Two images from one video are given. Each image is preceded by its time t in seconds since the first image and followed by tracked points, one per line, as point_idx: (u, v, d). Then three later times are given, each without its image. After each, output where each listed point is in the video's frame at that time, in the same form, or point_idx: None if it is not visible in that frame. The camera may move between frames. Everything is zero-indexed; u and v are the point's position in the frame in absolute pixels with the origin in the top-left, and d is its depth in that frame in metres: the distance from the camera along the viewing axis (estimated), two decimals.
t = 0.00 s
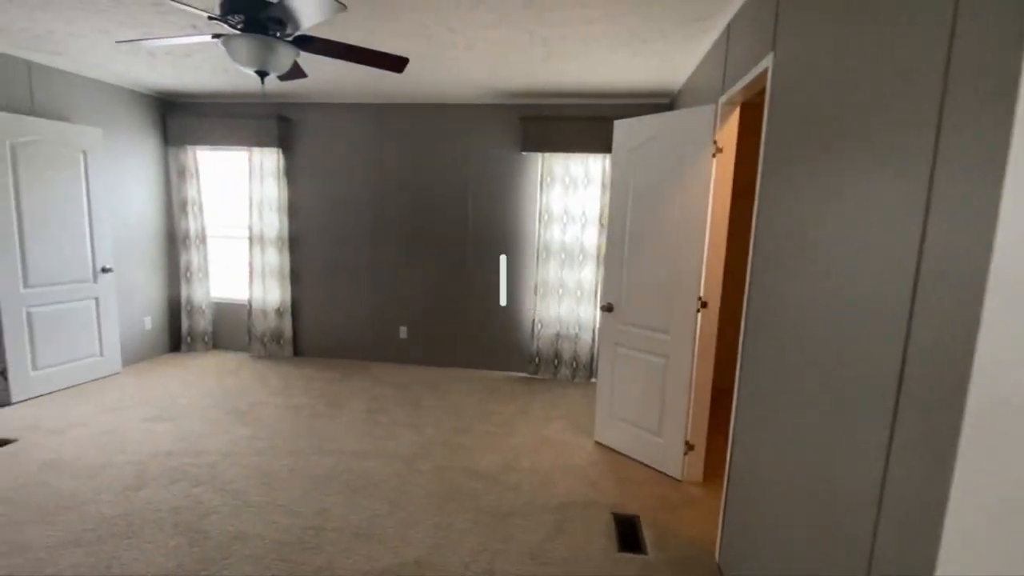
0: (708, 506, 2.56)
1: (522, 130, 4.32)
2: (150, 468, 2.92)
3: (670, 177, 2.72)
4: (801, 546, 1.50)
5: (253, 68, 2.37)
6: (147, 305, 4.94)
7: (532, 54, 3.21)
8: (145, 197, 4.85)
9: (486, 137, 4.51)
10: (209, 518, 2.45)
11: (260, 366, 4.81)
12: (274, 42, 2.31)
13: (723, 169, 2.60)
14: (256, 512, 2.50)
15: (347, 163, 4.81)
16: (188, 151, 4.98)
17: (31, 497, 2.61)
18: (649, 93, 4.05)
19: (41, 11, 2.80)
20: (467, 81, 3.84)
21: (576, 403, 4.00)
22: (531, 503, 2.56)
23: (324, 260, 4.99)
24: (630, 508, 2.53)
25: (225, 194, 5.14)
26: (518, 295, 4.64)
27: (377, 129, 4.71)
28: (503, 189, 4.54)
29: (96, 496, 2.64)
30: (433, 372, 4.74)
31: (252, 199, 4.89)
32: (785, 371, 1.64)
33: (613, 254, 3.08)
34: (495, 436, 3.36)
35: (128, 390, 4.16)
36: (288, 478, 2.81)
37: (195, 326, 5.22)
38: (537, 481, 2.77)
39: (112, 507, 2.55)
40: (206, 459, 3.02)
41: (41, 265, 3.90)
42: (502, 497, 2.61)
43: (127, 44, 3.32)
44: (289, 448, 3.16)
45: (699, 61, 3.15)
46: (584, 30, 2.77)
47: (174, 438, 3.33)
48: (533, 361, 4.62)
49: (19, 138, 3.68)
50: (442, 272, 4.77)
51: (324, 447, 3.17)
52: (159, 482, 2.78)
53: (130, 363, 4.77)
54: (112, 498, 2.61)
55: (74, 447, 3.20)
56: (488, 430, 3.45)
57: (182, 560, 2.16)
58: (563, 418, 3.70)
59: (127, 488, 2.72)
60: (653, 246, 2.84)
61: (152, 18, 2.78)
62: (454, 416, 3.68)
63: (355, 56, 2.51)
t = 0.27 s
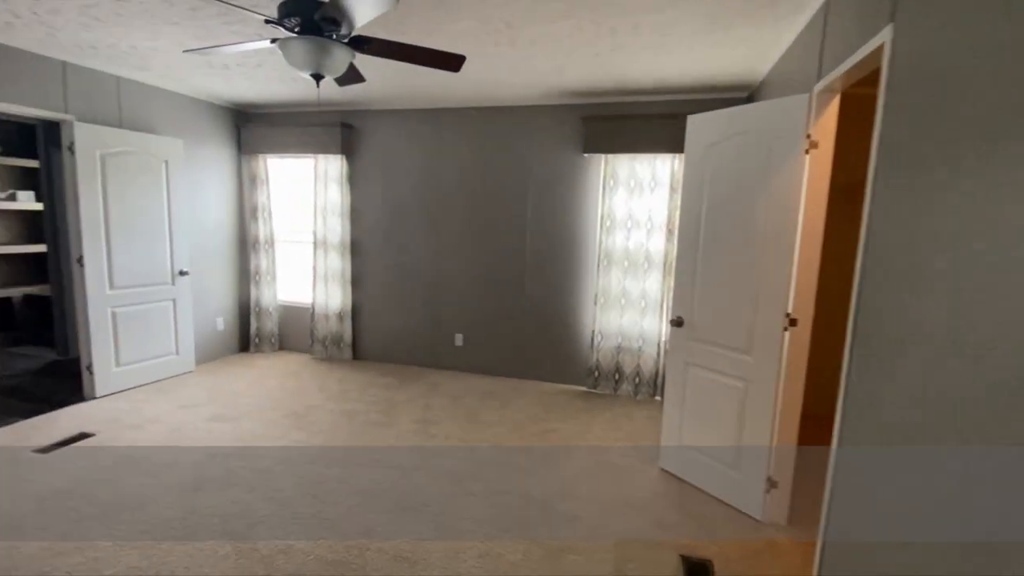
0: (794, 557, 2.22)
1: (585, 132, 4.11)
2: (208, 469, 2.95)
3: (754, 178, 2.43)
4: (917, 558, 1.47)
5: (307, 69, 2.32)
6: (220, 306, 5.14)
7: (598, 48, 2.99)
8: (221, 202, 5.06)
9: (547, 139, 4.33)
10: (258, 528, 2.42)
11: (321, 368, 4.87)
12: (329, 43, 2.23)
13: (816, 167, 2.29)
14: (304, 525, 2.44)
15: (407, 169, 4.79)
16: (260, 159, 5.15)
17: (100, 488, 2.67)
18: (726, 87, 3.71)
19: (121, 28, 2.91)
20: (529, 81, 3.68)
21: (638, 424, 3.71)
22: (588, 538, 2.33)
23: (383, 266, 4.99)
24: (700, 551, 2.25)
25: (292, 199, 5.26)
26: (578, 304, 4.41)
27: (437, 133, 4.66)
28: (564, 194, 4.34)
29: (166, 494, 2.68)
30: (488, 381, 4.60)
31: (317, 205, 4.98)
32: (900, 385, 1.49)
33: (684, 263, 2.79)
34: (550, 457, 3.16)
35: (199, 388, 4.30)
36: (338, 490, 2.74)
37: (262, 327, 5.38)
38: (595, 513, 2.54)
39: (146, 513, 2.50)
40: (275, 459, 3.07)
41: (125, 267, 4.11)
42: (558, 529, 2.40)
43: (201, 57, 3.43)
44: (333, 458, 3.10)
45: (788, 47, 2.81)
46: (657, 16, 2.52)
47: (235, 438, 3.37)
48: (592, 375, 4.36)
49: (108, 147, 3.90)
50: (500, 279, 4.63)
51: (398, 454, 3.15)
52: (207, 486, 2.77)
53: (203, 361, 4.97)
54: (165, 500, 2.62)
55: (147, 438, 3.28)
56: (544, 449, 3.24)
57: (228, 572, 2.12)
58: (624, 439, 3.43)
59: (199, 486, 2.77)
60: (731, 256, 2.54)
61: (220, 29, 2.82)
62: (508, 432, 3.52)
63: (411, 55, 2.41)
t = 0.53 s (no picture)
0: None
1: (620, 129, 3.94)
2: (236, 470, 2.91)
3: (805, 175, 2.22)
4: None
5: (330, 68, 2.22)
6: (256, 307, 5.19)
7: (637, 39, 2.81)
8: (256, 204, 5.11)
9: (579, 139, 4.18)
10: (279, 536, 2.35)
11: (351, 370, 4.85)
12: (352, 40, 2.14)
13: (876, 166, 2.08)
14: (323, 535, 2.36)
15: (437, 170, 4.72)
16: (294, 161, 5.17)
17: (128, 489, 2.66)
18: (773, 79, 3.47)
19: (155, 31, 2.90)
20: (561, 77, 3.54)
21: (674, 437, 3.51)
22: (621, 564, 2.17)
23: (413, 268, 4.94)
24: None
25: (325, 202, 5.28)
26: (611, 310, 4.23)
27: (468, 134, 4.57)
28: (598, 194, 4.17)
29: (190, 499, 2.63)
30: (518, 388, 4.47)
31: (349, 207, 4.98)
32: (958, 418, 1.35)
33: (727, 268, 2.59)
34: (581, 470, 3.00)
35: (233, 387, 4.32)
36: (360, 499, 2.66)
37: (295, 328, 5.42)
38: (629, 535, 2.37)
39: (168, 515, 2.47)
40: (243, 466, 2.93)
41: (163, 267, 4.19)
42: (588, 552, 2.24)
43: (233, 61, 3.43)
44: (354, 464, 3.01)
45: (845, 33, 2.56)
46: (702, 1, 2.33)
47: (264, 437, 3.33)
48: (625, 384, 4.18)
49: (146, 151, 3.97)
50: (530, 283, 4.50)
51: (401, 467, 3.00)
52: (194, 491, 2.69)
53: (238, 361, 5.03)
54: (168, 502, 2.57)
55: (179, 436, 3.29)
56: (574, 463, 3.09)
57: None
58: (659, 453, 3.24)
59: (189, 488, 2.70)
60: (779, 261, 2.34)
61: (250, 31, 2.79)
62: (537, 442, 3.37)
63: (436, 50, 2.30)
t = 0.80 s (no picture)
0: None
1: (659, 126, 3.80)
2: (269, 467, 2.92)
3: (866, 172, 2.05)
4: None
5: (362, 65, 2.15)
6: (294, 306, 5.28)
7: (678, 31, 2.69)
8: (296, 206, 5.21)
9: (617, 137, 4.06)
10: (308, 536, 2.34)
11: (384, 370, 4.87)
12: (384, 36, 2.07)
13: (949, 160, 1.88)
14: (351, 538, 2.32)
15: (472, 170, 4.68)
16: (332, 164, 5.25)
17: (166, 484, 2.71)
18: (825, 71, 3.27)
19: (198, 37, 2.95)
20: (599, 72, 3.43)
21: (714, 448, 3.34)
22: None
23: (447, 269, 4.92)
24: None
25: (361, 203, 5.32)
26: (648, 314, 4.09)
27: (502, 133, 4.51)
28: (636, 194, 4.03)
29: (190, 499, 2.59)
30: (551, 392, 4.37)
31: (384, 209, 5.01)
32: None
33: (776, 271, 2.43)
34: (615, 481, 2.88)
35: (270, 385, 4.40)
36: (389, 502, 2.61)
37: (332, 328, 5.49)
38: (666, 553, 2.24)
39: (213, 511, 2.51)
40: (273, 463, 2.95)
41: (206, 267, 4.30)
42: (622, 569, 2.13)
43: (273, 64, 3.47)
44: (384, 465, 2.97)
45: (909, 19, 2.37)
46: None
47: (298, 435, 3.35)
48: (662, 391, 4.02)
49: (192, 154, 4.09)
50: (565, 285, 4.40)
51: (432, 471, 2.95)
52: (193, 491, 2.66)
53: (276, 359, 5.13)
54: (192, 501, 2.56)
55: (216, 432, 3.34)
56: (607, 472, 2.97)
57: None
58: (698, 466, 3.08)
59: (188, 488, 2.67)
60: (836, 264, 2.17)
61: (288, 33, 2.80)
62: (569, 449, 3.27)
63: (469, 44, 2.23)
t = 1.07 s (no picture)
0: None
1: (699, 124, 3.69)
2: (304, 462, 2.97)
3: (924, 167, 1.92)
4: None
5: (398, 66, 2.16)
6: (332, 305, 5.40)
7: (720, 24, 2.59)
8: (335, 207, 5.33)
9: (654, 136, 3.97)
10: (342, 531, 2.37)
11: (418, 369, 4.91)
12: (419, 37, 2.07)
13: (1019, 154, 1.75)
14: (382, 535, 2.34)
15: (506, 171, 4.67)
16: (370, 166, 5.35)
17: (200, 477, 2.76)
18: (878, 63, 3.10)
19: (245, 44, 3.05)
20: (635, 69, 3.36)
21: (755, 458, 3.21)
22: None
23: (481, 271, 4.93)
24: None
25: (397, 205, 5.39)
26: (686, 317, 3.97)
27: (537, 134, 4.48)
28: (674, 194, 3.93)
29: (189, 499, 2.55)
30: (585, 396, 4.30)
31: (420, 210, 5.07)
32: None
33: (823, 274, 2.31)
34: (650, 489, 2.79)
35: (308, 382, 4.51)
36: (420, 501, 2.61)
37: (368, 327, 5.58)
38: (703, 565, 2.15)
39: (219, 510, 2.49)
40: (278, 463, 2.91)
41: (250, 266, 4.46)
42: None
43: (315, 69, 3.56)
44: (402, 464, 2.97)
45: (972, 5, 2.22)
46: None
47: (333, 432, 3.40)
48: (700, 398, 3.90)
49: (238, 157, 4.25)
50: (600, 287, 4.33)
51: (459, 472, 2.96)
52: (193, 491, 2.62)
53: (315, 357, 5.25)
54: (215, 498, 2.58)
55: (256, 427, 3.44)
56: (641, 479, 2.89)
57: None
58: (738, 475, 2.97)
59: (188, 488, 2.64)
60: (890, 266, 2.04)
61: (327, 37, 2.86)
62: (601, 454, 3.20)
63: (504, 42, 2.21)
